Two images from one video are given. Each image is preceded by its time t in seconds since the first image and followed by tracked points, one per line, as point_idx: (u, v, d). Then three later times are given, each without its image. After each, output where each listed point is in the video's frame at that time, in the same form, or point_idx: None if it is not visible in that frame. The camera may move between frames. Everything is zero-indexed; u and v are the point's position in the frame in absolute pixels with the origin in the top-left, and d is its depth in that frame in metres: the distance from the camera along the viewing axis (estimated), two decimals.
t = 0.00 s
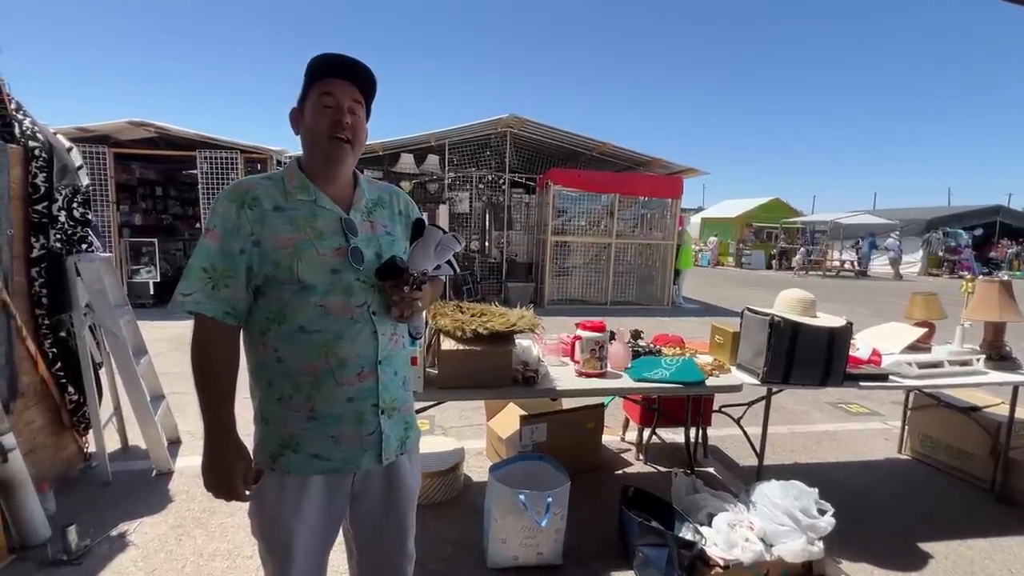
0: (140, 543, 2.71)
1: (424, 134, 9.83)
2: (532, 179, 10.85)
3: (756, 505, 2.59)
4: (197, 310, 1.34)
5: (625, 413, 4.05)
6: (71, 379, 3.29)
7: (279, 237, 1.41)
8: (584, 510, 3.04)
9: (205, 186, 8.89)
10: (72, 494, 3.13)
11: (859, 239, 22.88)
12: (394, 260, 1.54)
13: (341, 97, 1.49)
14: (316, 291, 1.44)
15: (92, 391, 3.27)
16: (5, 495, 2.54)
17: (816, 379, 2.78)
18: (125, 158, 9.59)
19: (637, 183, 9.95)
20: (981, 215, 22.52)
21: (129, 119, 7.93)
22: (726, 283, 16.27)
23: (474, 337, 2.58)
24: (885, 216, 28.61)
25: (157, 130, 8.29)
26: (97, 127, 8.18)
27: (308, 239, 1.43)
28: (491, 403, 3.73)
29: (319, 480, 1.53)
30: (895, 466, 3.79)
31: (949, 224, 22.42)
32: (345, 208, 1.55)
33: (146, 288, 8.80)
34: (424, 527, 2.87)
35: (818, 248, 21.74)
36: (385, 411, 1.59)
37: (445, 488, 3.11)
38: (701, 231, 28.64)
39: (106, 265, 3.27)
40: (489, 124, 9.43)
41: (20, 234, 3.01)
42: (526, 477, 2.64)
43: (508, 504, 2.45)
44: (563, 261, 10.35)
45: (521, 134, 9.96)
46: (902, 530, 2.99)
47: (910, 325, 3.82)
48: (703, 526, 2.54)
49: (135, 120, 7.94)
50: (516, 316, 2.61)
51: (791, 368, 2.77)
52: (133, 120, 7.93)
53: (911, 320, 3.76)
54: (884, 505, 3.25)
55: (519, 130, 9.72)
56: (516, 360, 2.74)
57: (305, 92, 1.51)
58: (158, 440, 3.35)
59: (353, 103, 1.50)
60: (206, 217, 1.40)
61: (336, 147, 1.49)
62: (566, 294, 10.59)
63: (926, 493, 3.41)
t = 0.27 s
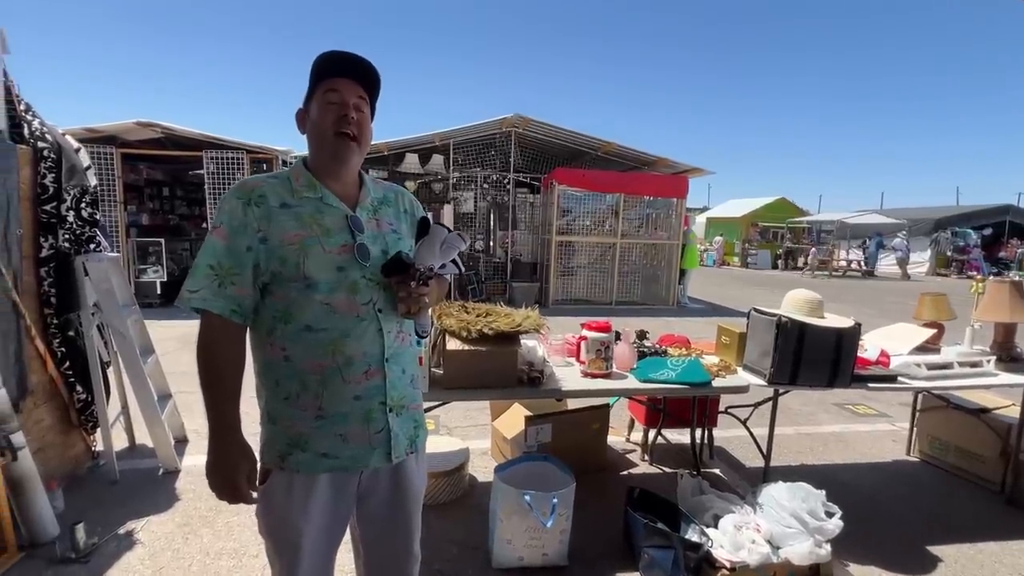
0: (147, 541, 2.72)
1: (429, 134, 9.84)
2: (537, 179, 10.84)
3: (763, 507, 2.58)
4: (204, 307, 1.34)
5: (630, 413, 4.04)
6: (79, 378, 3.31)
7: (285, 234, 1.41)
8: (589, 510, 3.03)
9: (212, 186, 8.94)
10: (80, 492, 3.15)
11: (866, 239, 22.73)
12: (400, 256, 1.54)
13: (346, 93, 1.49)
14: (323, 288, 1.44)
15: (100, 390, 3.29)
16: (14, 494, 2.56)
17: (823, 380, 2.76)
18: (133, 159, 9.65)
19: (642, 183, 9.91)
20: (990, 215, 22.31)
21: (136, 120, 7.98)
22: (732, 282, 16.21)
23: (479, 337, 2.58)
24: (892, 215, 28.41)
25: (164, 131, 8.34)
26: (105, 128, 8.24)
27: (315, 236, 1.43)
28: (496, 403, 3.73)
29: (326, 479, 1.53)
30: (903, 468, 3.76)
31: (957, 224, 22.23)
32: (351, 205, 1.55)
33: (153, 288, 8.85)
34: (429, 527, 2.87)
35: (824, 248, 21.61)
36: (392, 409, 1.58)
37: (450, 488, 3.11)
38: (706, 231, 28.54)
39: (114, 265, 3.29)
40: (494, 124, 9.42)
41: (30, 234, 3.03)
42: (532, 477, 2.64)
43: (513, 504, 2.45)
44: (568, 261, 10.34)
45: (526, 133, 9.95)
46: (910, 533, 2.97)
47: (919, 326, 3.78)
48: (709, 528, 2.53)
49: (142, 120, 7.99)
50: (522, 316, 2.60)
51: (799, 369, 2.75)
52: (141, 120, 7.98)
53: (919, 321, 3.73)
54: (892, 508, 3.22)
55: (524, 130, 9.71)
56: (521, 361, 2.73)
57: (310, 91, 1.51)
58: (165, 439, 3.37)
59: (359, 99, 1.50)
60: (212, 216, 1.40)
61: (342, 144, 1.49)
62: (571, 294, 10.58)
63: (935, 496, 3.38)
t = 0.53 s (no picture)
0: (156, 539, 2.75)
1: (434, 134, 9.86)
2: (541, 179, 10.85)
3: (769, 508, 2.58)
4: (216, 309, 1.35)
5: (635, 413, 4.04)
6: (89, 377, 3.35)
7: (296, 236, 1.42)
8: (594, 510, 3.04)
9: (218, 187, 8.99)
10: (89, 490, 3.18)
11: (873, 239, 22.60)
12: (408, 258, 1.55)
13: (355, 95, 1.50)
14: (333, 290, 1.45)
15: (109, 389, 3.33)
16: (26, 491, 2.59)
17: (830, 381, 2.75)
18: (140, 159, 9.72)
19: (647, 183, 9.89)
20: (998, 215, 22.12)
21: (143, 121, 8.03)
22: (737, 282, 16.15)
23: (485, 337, 2.59)
24: (900, 215, 28.22)
25: (171, 131, 8.39)
26: (113, 128, 8.30)
27: (325, 238, 1.44)
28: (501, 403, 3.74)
29: (335, 478, 1.55)
30: (910, 469, 3.74)
31: (965, 224, 22.06)
32: (360, 207, 1.56)
33: (160, 287, 8.91)
34: (435, 527, 2.88)
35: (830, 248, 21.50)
36: (400, 409, 1.60)
37: (455, 487, 3.13)
38: (712, 231, 28.45)
39: (123, 265, 3.32)
40: (499, 124, 9.44)
41: (41, 235, 3.07)
42: (537, 477, 2.65)
43: (518, 504, 2.46)
44: (573, 261, 10.33)
45: (531, 133, 9.96)
46: (917, 534, 2.96)
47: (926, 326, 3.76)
48: (715, 528, 2.53)
49: (150, 121, 8.04)
50: (527, 317, 2.61)
51: (804, 370, 2.75)
52: (148, 121, 8.04)
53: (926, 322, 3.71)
54: (898, 509, 3.21)
55: (529, 130, 9.72)
56: (527, 361, 2.74)
57: (319, 92, 1.53)
58: (173, 438, 3.40)
59: (367, 101, 1.51)
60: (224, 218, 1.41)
61: (351, 146, 1.50)
62: (576, 294, 10.58)
63: (942, 497, 3.37)
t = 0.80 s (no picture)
0: (163, 536, 2.76)
1: (439, 134, 9.87)
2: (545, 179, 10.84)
3: (775, 508, 2.58)
4: (226, 308, 1.36)
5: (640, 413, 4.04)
6: (97, 375, 3.37)
7: (305, 236, 1.43)
8: (599, 510, 3.04)
9: (224, 186, 9.03)
10: (97, 487, 3.20)
11: (879, 239, 22.49)
12: (416, 258, 1.56)
13: (363, 94, 1.51)
14: (341, 289, 1.46)
15: (117, 388, 3.35)
16: (34, 488, 2.61)
17: (836, 381, 2.75)
18: (147, 159, 9.76)
19: (652, 183, 9.87)
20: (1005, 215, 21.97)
21: (150, 121, 8.07)
22: (740, 283, 16.11)
23: (490, 337, 2.59)
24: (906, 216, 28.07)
25: (177, 131, 8.43)
26: (119, 128, 8.34)
27: (333, 238, 1.45)
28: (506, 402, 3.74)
29: (343, 477, 1.56)
30: (917, 470, 3.73)
31: (972, 224, 21.92)
32: (367, 205, 1.57)
33: (166, 286, 8.94)
34: (440, 526, 2.89)
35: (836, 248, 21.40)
36: (407, 408, 1.61)
37: (460, 486, 3.13)
38: (717, 231, 28.38)
39: (131, 264, 3.34)
40: (503, 124, 9.44)
41: (49, 234, 3.09)
42: (542, 476, 2.65)
43: (523, 503, 2.46)
44: (577, 261, 10.33)
45: (535, 133, 9.95)
46: (923, 536, 2.94)
47: (934, 327, 3.74)
48: (720, 529, 2.53)
49: (156, 121, 8.08)
50: (532, 316, 2.61)
51: (811, 370, 2.74)
52: (154, 121, 8.07)
53: (934, 322, 3.69)
54: (904, 511, 3.20)
55: (533, 130, 9.71)
56: (532, 360, 2.74)
57: (327, 91, 1.53)
58: (180, 436, 3.41)
59: (375, 100, 1.52)
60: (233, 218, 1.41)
61: (358, 145, 1.51)
62: (580, 293, 10.57)
63: (948, 499, 3.35)
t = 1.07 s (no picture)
0: (167, 533, 2.78)
1: (441, 133, 9.88)
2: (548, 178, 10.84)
3: (777, 508, 2.57)
4: (231, 307, 1.37)
5: (642, 413, 4.04)
6: (101, 372, 3.39)
7: (309, 235, 1.43)
8: (601, 509, 3.04)
9: (227, 185, 9.05)
10: (101, 484, 3.22)
11: (882, 239, 22.41)
12: (419, 256, 1.56)
13: (368, 96, 1.51)
14: (345, 287, 1.46)
15: (121, 385, 3.37)
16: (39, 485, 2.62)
17: (839, 381, 2.74)
18: (151, 158, 9.79)
19: (655, 182, 9.86)
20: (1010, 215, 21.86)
21: (154, 120, 8.10)
22: (743, 283, 16.08)
23: (492, 336, 2.60)
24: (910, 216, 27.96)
25: (181, 130, 8.46)
26: (124, 127, 8.37)
27: (337, 236, 1.46)
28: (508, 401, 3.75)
29: (347, 474, 1.56)
30: (920, 471, 3.72)
31: (976, 224, 21.83)
32: (370, 205, 1.57)
33: (170, 285, 8.97)
34: (442, 524, 2.90)
35: (839, 248, 21.33)
36: (411, 405, 1.61)
37: (463, 485, 3.14)
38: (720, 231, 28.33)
39: (135, 262, 3.36)
40: (506, 123, 9.44)
41: (54, 232, 3.10)
42: (543, 475, 2.66)
43: (525, 502, 2.47)
44: (579, 260, 10.32)
45: (538, 132, 9.95)
46: (926, 536, 2.94)
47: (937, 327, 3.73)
48: (722, 528, 2.52)
49: (160, 120, 8.11)
50: (535, 315, 2.61)
51: (813, 370, 2.74)
52: (158, 120, 8.10)
53: (938, 322, 3.68)
54: (908, 511, 3.19)
55: (535, 129, 9.71)
56: (534, 359, 2.75)
57: (332, 92, 1.53)
58: (184, 433, 3.43)
59: (380, 102, 1.52)
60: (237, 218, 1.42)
61: (362, 147, 1.51)
62: (582, 293, 10.57)
63: (952, 500, 3.34)
